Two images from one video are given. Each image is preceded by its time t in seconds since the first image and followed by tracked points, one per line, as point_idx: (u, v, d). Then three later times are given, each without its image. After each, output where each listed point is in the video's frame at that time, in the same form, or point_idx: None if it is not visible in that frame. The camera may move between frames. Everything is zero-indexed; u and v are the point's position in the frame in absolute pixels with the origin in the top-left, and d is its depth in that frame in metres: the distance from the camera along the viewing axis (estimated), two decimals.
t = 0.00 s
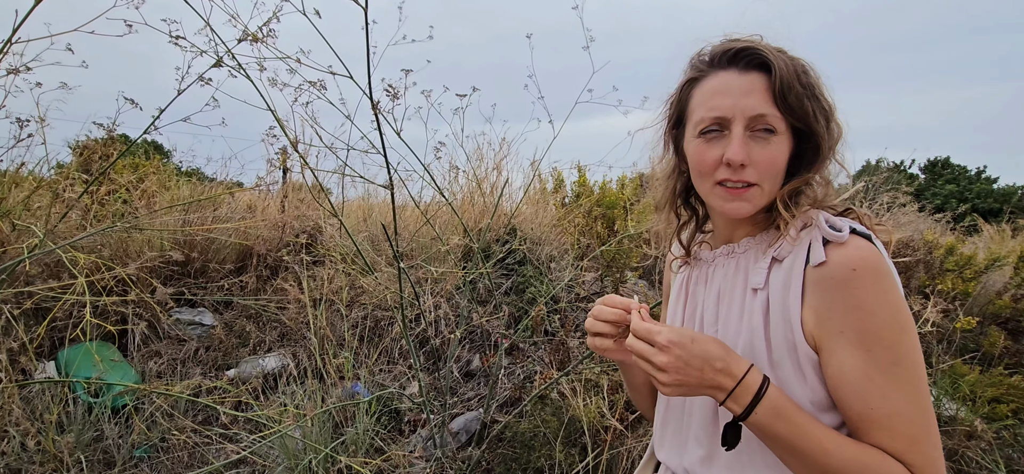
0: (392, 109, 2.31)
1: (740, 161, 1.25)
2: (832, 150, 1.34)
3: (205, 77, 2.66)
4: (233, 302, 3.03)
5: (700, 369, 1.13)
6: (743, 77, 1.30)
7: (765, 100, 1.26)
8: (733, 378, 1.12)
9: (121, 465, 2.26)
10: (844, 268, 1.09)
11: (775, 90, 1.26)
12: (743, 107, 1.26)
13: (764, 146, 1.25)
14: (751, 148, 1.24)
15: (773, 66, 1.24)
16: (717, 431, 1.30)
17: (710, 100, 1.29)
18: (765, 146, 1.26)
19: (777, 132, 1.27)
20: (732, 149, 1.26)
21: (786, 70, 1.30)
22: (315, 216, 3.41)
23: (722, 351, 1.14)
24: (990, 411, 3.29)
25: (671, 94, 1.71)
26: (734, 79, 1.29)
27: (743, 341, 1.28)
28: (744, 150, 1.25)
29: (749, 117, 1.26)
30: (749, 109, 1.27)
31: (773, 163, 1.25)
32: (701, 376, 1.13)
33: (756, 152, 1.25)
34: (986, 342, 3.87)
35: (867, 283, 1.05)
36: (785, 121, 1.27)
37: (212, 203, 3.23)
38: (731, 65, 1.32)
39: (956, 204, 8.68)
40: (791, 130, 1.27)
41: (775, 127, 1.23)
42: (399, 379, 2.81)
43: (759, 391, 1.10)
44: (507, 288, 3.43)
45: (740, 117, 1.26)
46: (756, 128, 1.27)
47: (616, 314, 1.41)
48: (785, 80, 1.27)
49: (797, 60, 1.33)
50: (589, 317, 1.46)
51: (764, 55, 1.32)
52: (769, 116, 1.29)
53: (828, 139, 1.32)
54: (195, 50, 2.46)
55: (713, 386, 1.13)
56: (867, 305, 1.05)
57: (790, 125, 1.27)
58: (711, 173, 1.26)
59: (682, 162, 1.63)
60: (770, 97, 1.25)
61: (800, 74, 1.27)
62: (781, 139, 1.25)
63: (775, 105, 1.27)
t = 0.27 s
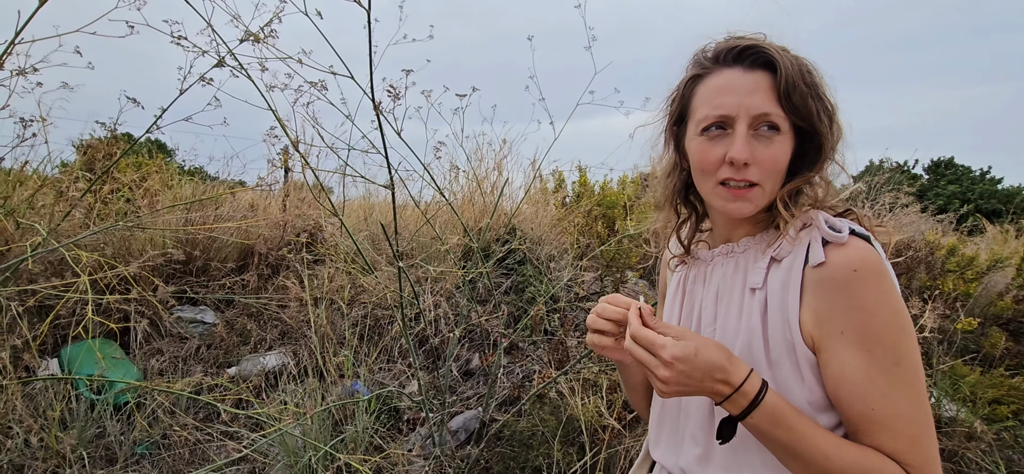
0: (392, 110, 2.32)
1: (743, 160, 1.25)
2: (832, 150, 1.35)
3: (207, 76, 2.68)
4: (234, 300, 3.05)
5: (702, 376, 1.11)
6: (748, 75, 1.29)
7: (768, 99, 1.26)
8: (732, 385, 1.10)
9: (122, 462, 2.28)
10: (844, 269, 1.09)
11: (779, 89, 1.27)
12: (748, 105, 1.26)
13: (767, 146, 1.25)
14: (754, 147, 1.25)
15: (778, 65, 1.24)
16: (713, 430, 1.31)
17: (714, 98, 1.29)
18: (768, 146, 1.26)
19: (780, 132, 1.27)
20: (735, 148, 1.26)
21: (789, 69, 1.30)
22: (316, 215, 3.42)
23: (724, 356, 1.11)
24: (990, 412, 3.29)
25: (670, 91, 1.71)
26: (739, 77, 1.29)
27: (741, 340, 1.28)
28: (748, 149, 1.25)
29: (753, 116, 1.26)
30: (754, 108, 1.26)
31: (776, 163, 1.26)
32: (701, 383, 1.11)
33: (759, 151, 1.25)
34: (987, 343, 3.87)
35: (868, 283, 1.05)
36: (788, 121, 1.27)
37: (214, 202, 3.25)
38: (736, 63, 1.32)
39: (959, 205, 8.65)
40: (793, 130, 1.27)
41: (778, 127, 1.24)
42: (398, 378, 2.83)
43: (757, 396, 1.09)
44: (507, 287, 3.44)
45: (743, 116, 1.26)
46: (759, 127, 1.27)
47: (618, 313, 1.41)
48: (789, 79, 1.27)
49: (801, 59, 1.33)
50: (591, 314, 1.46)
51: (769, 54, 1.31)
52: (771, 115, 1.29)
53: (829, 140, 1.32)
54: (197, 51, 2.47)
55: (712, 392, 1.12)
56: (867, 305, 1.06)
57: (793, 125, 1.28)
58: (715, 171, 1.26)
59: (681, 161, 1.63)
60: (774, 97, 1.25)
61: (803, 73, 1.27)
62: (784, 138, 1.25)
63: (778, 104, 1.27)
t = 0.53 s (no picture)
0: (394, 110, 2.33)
1: (737, 160, 1.25)
2: (824, 150, 1.36)
3: (213, 77, 2.71)
4: (239, 298, 3.09)
5: (699, 371, 1.11)
6: (742, 75, 1.30)
7: (762, 99, 1.27)
8: (726, 379, 1.11)
9: (128, 456, 2.32)
10: (836, 269, 1.09)
11: (773, 89, 1.27)
12: (742, 105, 1.26)
13: (760, 145, 1.25)
14: (748, 147, 1.25)
15: (772, 65, 1.24)
16: (705, 430, 1.32)
17: (709, 98, 1.29)
18: (761, 146, 1.27)
19: (773, 132, 1.28)
20: (729, 147, 1.26)
21: (783, 69, 1.30)
22: (320, 213, 3.44)
23: (719, 352, 1.12)
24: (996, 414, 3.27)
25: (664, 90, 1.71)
26: (733, 77, 1.29)
27: (734, 340, 1.28)
28: (742, 149, 1.25)
29: (747, 116, 1.26)
30: (748, 108, 1.27)
31: (769, 163, 1.27)
32: (696, 377, 1.11)
33: (754, 150, 1.25)
34: (995, 345, 3.83)
35: (860, 284, 1.06)
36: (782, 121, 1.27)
37: (219, 200, 3.28)
38: (730, 63, 1.32)
39: (970, 205, 8.56)
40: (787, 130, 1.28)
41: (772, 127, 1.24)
42: (401, 376, 2.85)
43: (748, 393, 1.10)
44: (510, 286, 3.46)
45: (738, 116, 1.26)
46: (753, 127, 1.27)
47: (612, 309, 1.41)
48: (782, 79, 1.27)
49: (794, 59, 1.33)
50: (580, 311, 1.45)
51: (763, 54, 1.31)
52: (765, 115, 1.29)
53: (822, 140, 1.33)
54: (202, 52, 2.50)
55: (705, 387, 1.12)
56: (860, 306, 1.06)
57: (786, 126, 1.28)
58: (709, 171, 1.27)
59: (675, 160, 1.63)
60: (769, 96, 1.25)
61: (797, 74, 1.28)
62: (778, 138, 1.26)
63: (772, 104, 1.27)
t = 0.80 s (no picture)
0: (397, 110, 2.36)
1: (729, 158, 1.26)
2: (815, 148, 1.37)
3: (221, 78, 2.75)
4: (247, 296, 3.13)
5: (689, 365, 1.12)
6: (733, 74, 1.30)
7: (754, 98, 1.27)
8: (716, 372, 1.11)
9: (137, 450, 2.37)
10: (830, 267, 1.09)
11: (764, 87, 1.27)
12: (733, 104, 1.27)
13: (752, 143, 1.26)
14: (740, 145, 1.25)
15: (763, 63, 1.24)
16: (698, 427, 1.32)
17: (701, 96, 1.29)
18: (753, 144, 1.27)
19: (765, 130, 1.28)
20: (722, 146, 1.27)
21: (774, 68, 1.31)
22: (327, 212, 3.48)
23: (710, 346, 1.13)
24: (1008, 418, 3.22)
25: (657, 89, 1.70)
26: (724, 75, 1.29)
27: (728, 337, 1.28)
28: (734, 147, 1.26)
29: (738, 114, 1.27)
30: (739, 107, 1.27)
31: (760, 161, 1.28)
32: (688, 370, 1.12)
33: (746, 148, 1.26)
34: (1008, 348, 3.77)
35: (854, 282, 1.06)
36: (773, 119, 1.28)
37: (228, 199, 3.33)
38: (722, 61, 1.32)
39: (987, 206, 8.42)
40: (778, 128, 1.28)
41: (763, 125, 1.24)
42: (406, 374, 2.88)
43: (739, 388, 1.10)
44: (515, 286, 3.47)
45: (730, 114, 1.27)
46: (745, 125, 1.28)
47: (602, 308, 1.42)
48: (774, 78, 1.27)
49: (784, 58, 1.34)
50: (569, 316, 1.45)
51: (754, 52, 1.31)
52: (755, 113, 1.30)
53: (812, 138, 1.34)
54: (209, 53, 2.54)
55: (697, 381, 1.13)
56: (853, 303, 1.06)
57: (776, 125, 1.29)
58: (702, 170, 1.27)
59: (669, 158, 1.63)
60: (759, 95, 1.26)
61: (787, 72, 1.28)
62: (769, 136, 1.27)
63: (763, 103, 1.28)
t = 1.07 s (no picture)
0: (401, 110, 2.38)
1: (716, 160, 1.26)
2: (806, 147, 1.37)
3: (229, 78, 2.79)
4: (255, 294, 3.17)
5: (683, 361, 1.12)
6: (722, 76, 1.30)
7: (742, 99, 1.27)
8: (709, 368, 1.12)
9: (147, 444, 2.42)
10: (823, 263, 1.11)
11: (752, 89, 1.27)
12: (721, 106, 1.27)
13: (739, 144, 1.27)
14: (727, 147, 1.26)
15: (751, 66, 1.24)
16: (692, 425, 1.33)
17: (688, 98, 1.29)
18: (741, 145, 1.28)
19: (753, 132, 1.28)
20: (709, 147, 1.27)
21: (764, 68, 1.30)
22: (334, 212, 3.51)
23: (703, 342, 1.14)
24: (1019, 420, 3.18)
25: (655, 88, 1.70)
26: (712, 77, 1.29)
27: (722, 333, 1.28)
28: (720, 149, 1.26)
29: (726, 116, 1.27)
30: (727, 108, 1.27)
31: (748, 162, 1.28)
32: (682, 366, 1.12)
33: (732, 150, 1.27)
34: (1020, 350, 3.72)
35: (846, 278, 1.08)
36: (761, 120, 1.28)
37: (237, 199, 3.37)
38: (711, 63, 1.32)
39: (1003, 206, 8.28)
40: (767, 129, 1.28)
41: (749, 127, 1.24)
42: (410, 372, 2.90)
43: (733, 383, 1.11)
44: (520, 285, 3.48)
45: (717, 116, 1.27)
46: (733, 127, 1.28)
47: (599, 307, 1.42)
48: (762, 79, 1.27)
49: (775, 58, 1.33)
50: (569, 311, 1.46)
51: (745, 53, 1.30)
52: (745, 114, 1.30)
53: (804, 138, 1.34)
54: (217, 54, 2.57)
55: (690, 377, 1.13)
56: (845, 299, 1.08)
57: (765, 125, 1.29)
58: (689, 171, 1.28)
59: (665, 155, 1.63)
60: (747, 97, 1.26)
61: (777, 72, 1.27)
62: (756, 138, 1.27)
63: (751, 104, 1.27)
